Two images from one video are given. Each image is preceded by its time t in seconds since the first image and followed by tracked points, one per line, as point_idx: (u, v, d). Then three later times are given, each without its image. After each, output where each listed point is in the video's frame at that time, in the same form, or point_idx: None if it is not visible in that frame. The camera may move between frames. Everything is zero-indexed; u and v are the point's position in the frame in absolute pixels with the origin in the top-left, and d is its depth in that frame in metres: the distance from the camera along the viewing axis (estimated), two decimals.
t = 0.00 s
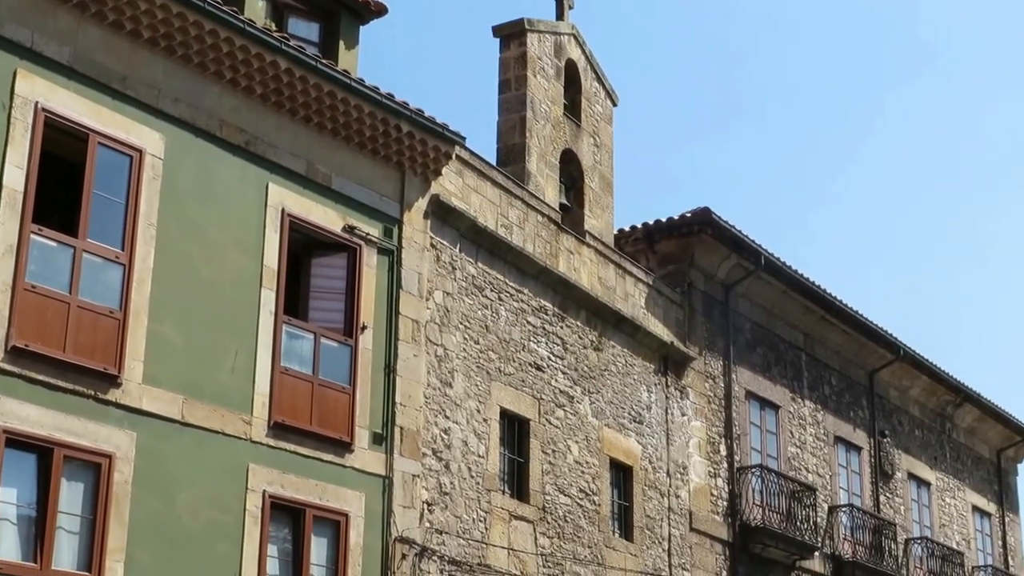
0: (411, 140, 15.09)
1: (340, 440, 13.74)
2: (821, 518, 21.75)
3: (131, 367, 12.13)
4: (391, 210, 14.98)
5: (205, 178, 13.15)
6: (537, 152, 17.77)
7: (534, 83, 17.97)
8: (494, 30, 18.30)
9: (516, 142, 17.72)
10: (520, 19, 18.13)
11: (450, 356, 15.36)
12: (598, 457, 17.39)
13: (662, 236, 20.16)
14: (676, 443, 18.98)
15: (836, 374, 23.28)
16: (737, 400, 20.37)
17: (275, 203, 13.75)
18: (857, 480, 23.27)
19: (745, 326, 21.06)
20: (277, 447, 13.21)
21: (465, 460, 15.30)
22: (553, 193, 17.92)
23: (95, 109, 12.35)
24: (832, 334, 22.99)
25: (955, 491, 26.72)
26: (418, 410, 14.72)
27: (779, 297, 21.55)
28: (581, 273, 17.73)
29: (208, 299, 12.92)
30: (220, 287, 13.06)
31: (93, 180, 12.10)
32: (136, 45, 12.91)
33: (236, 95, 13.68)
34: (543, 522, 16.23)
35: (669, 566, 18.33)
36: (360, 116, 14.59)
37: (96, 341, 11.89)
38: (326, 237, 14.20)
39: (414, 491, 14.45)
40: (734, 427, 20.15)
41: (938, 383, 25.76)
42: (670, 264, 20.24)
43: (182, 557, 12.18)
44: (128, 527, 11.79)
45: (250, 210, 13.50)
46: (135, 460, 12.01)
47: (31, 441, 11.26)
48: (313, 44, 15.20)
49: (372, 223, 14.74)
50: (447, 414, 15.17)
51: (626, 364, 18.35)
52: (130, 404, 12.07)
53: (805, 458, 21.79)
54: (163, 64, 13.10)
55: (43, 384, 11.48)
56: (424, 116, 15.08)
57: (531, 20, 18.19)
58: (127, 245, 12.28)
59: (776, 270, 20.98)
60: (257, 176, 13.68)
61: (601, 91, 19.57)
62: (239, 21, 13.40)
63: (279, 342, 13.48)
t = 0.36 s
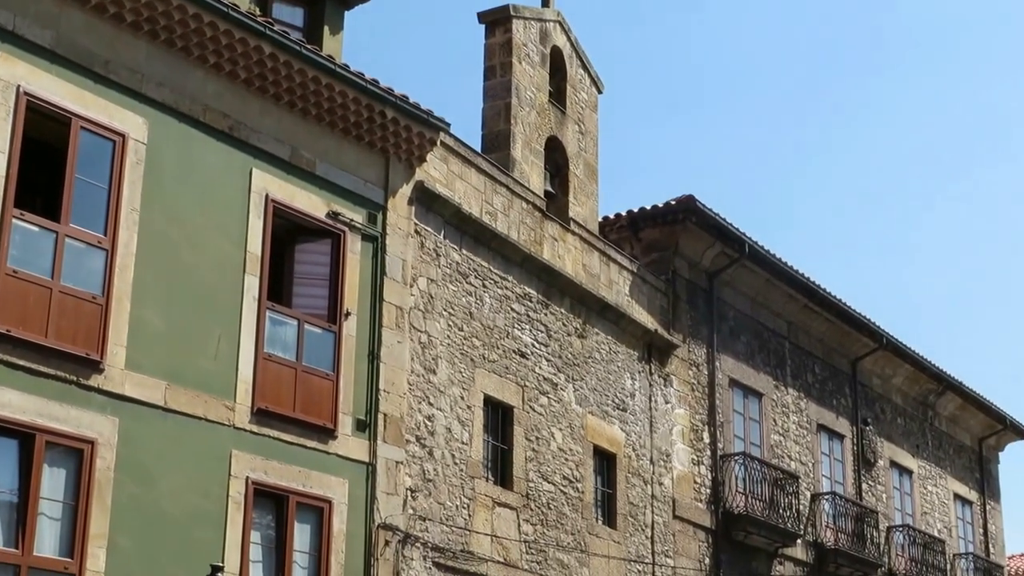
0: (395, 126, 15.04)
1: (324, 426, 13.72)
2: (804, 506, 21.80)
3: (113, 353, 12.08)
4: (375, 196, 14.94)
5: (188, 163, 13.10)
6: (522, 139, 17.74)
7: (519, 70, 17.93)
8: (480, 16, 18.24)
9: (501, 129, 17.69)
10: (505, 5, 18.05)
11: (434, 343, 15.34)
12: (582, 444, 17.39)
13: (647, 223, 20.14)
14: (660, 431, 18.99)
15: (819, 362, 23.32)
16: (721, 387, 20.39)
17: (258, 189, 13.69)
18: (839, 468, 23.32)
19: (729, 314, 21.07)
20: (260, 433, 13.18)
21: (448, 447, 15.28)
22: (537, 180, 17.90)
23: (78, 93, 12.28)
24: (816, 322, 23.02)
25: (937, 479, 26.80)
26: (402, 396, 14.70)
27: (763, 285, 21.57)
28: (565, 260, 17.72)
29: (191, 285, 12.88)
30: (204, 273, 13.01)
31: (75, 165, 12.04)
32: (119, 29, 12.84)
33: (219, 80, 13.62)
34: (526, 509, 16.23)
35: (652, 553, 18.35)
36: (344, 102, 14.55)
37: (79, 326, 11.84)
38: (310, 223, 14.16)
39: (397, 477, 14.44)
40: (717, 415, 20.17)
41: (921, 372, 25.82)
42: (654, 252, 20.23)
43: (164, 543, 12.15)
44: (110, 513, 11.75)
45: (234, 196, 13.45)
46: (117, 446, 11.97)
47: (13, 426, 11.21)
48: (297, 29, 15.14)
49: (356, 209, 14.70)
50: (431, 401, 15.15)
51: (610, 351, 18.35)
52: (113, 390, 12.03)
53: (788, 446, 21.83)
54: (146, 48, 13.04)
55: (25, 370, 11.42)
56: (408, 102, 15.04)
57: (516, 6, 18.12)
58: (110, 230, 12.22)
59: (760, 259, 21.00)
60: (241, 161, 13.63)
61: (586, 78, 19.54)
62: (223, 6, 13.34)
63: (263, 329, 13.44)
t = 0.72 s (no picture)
0: (384, 112, 15.03)
1: (312, 413, 13.72)
2: (792, 493, 21.86)
3: (101, 339, 12.06)
4: (364, 183, 14.92)
5: (176, 150, 13.07)
6: (511, 126, 17.73)
7: (509, 57, 17.90)
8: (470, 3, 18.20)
9: (491, 116, 17.68)
10: None
11: (423, 330, 15.34)
12: (571, 432, 17.41)
13: (636, 211, 20.14)
14: (648, 418, 19.02)
15: (808, 350, 23.35)
16: (709, 375, 20.41)
17: (247, 175, 13.67)
18: (827, 456, 23.37)
19: (718, 302, 21.09)
20: (248, 420, 13.17)
21: (437, 434, 15.29)
22: (527, 168, 17.89)
23: (66, 79, 12.24)
24: (805, 310, 23.05)
25: (924, 467, 26.87)
26: (391, 384, 14.70)
27: (752, 273, 21.59)
28: (555, 248, 17.72)
29: (179, 271, 12.86)
30: (193, 259, 12.99)
31: (63, 151, 12.00)
32: (107, 15, 12.80)
33: (208, 67, 13.59)
34: (514, 496, 16.25)
35: (640, 540, 18.39)
36: (333, 89, 14.53)
37: (66, 312, 11.81)
38: (299, 210, 14.14)
39: (386, 464, 14.45)
40: (706, 403, 20.20)
41: (909, 360, 25.87)
42: (644, 240, 20.23)
43: (152, 529, 12.15)
44: (98, 500, 11.75)
45: (223, 182, 13.42)
46: (104, 432, 11.96)
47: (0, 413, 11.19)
48: (287, 15, 15.10)
49: (345, 196, 14.68)
50: (420, 388, 15.16)
51: (599, 339, 18.36)
52: (101, 376, 12.01)
53: (776, 434, 21.87)
54: (135, 34, 13.00)
55: (13, 356, 11.40)
56: (398, 89, 15.02)
57: None
58: (98, 216, 12.19)
59: (749, 247, 21.01)
60: (229, 148, 13.60)
61: (576, 66, 19.52)
62: None
63: (251, 315, 13.42)
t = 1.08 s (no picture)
0: (374, 99, 15.01)
1: (301, 400, 13.72)
2: (780, 481, 21.90)
3: (90, 325, 12.04)
4: (354, 169, 14.90)
5: (165, 136, 13.04)
6: (501, 114, 17.71)
7: (499, 44, 17.87)
8: None
9: (480, 103, 17.65)
10: None
11: (412, 317, 15.34)
12: (560, 419, 17.42)
13: (626, 199, 20.14)
14: (637, 406, 19.03)
15: (797, 338, 23.38)
16: (699, 363, 20.43)
17: (236, 162, 13.65)
18: (816, 444, 23.41)
19: (708, 290, 21.11)
20: (237, 407, 13.17)
21: (426, 421, 15.30)
22: (516, 155, 17.87)
23: (54, 64, 12.20)
24: (794, 298, 23.07)
25: (912, 455, 26.93)
26: (380, 371, 14.69)
27: (741, 261, 21.61)
28: (544, 235, 17.71)
29: (167, 257, 12.83)
30: (182, 245, 12.97)
31: (51, 136, 11.97)
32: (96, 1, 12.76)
33: (197, 52, 13.56)
34: (503, 484, 16.26)
35: (629, 528, 18.41)
36: (322, 75, 14.51)
37: (55, 298, 11.79)
38: (288, 196, 14.12)
39: (375, 451, 14.45)
40: (695, 390, 20.23)
41: (898, 348, 25.92)
42: (633, 228, 20.23)
43: (141, 516, 12.14)
44: (86, 486, 11.74)
45: (211, 168, 13.40)
46: (92, 418, 11.95)
47: None
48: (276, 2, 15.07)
49: (334, 183, 14.66)
50: (409, 375, 15.16)
51: (589, 326, 18.37)
52: (89, 362, 12.00)
53: (765, 422, 21.91)
54: (123, 20, 12.97)
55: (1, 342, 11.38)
56: (388, 76, 15.01)
57: None
58: (86, 202, 12.16)
59: (738, 235, 21.02)
60: (218, 134, 13.57)
61: (566, 54, 19.49)
62: None
63: (240, 302, 13.41)
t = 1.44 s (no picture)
0: (363, 86, 14.98)
1: (290, 387, 13.71)
2: (769, 469, 21.95)
3: (78, 312, 12.02)
4: (343, 156, 14.88)
5: (153, 122, 13.00)
6: (491, 101, 17.68)
7: (489, 31, 17.84)
8: None
9: (470, 90, 17.62)
10: None
11: (401, 304, 15.33)
12: (549, 406, 17.44)
13: (616, 187, 20.13)
14: (626, 393, 19.05)
15: (786, 326, 23.41)
16: (688, 350, 20.45)
17: (225, 148, 13.62)
18: (805, 432, 23.46)
19: (697, 278, 21.12)
20: (226, 394, 13.16)
21: (415, 408, 15.30)
22: (506, 142, 17.86)
23: (43, 50, 12.16)
24: (784, 286, 23.09)
25: (901, 443, 26.99)
26: (369, 358, 14.69)
27: (731, 249, 21.62)
28: (534, 223, 17.71)
29: (156, 244, 12.81)
30: (170, 232, 12.95)
31: (39, 122, 11.93)
32: None
33: (185, 39, 13.52)
34: (492, 471, 16.28)
35: (618, 515, 18.44)
36: (312, 62, 14.48)
37: (43, 285, 11.77)
38: (277, 183, 14.09)
39: (364, 439, 14.45)
40: (684, 378, 20.25)
41: (886, 337, 25.96)
42: (623, 215, 20.23)
43: (129, 503, 12.14)
44: (75, 473, 11.73)
45: (200, 154, 13.37)
46: (81, 405, 11.93)
47: None
48: None
49: (323, 169, 14.64)
50: (398, 362, 15.16)
51: (578, 314, 18.38)
52: (77, 349, 11.98)
53: (754, 409, 21.94)
54: (112, 6, 12.93)
55: None
56: (377, 63, 14.98)
57: None
58: (74, 188, 12.13)
59: (728, 223, 21.03)
60: (207, 120, 13.54)
61: (556, 41, 19.46)
62: None
63: (228, 288, 13.39)
